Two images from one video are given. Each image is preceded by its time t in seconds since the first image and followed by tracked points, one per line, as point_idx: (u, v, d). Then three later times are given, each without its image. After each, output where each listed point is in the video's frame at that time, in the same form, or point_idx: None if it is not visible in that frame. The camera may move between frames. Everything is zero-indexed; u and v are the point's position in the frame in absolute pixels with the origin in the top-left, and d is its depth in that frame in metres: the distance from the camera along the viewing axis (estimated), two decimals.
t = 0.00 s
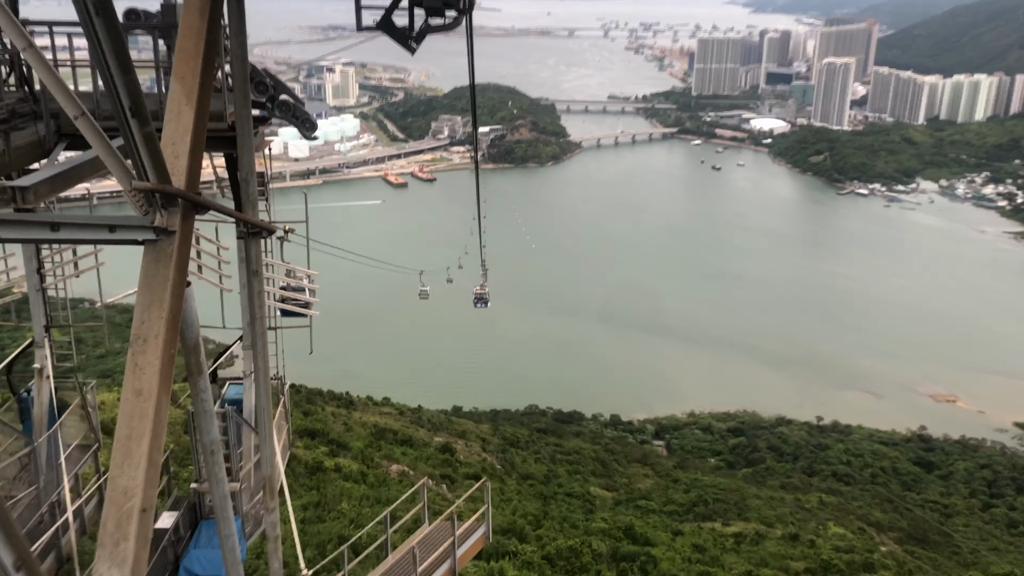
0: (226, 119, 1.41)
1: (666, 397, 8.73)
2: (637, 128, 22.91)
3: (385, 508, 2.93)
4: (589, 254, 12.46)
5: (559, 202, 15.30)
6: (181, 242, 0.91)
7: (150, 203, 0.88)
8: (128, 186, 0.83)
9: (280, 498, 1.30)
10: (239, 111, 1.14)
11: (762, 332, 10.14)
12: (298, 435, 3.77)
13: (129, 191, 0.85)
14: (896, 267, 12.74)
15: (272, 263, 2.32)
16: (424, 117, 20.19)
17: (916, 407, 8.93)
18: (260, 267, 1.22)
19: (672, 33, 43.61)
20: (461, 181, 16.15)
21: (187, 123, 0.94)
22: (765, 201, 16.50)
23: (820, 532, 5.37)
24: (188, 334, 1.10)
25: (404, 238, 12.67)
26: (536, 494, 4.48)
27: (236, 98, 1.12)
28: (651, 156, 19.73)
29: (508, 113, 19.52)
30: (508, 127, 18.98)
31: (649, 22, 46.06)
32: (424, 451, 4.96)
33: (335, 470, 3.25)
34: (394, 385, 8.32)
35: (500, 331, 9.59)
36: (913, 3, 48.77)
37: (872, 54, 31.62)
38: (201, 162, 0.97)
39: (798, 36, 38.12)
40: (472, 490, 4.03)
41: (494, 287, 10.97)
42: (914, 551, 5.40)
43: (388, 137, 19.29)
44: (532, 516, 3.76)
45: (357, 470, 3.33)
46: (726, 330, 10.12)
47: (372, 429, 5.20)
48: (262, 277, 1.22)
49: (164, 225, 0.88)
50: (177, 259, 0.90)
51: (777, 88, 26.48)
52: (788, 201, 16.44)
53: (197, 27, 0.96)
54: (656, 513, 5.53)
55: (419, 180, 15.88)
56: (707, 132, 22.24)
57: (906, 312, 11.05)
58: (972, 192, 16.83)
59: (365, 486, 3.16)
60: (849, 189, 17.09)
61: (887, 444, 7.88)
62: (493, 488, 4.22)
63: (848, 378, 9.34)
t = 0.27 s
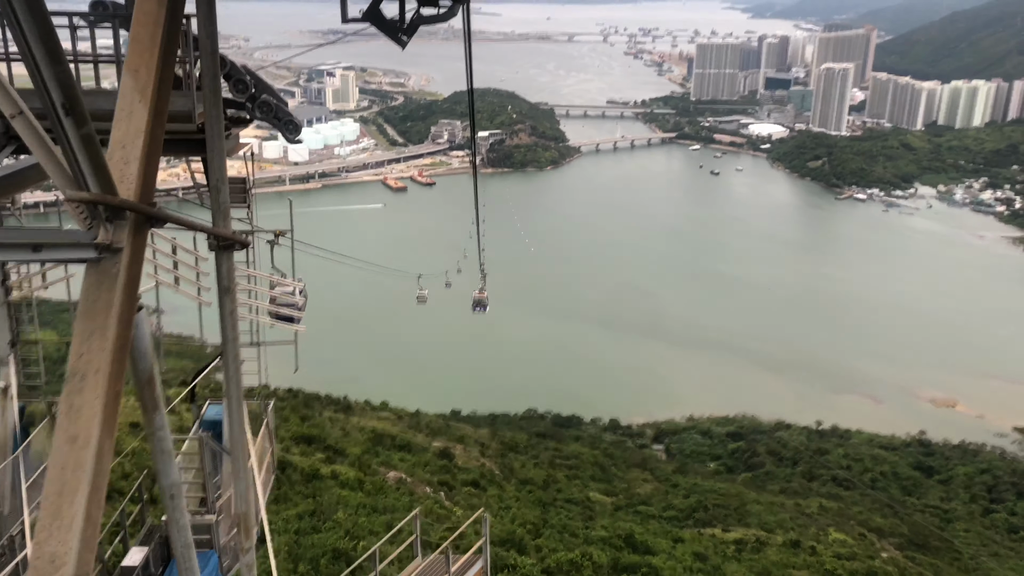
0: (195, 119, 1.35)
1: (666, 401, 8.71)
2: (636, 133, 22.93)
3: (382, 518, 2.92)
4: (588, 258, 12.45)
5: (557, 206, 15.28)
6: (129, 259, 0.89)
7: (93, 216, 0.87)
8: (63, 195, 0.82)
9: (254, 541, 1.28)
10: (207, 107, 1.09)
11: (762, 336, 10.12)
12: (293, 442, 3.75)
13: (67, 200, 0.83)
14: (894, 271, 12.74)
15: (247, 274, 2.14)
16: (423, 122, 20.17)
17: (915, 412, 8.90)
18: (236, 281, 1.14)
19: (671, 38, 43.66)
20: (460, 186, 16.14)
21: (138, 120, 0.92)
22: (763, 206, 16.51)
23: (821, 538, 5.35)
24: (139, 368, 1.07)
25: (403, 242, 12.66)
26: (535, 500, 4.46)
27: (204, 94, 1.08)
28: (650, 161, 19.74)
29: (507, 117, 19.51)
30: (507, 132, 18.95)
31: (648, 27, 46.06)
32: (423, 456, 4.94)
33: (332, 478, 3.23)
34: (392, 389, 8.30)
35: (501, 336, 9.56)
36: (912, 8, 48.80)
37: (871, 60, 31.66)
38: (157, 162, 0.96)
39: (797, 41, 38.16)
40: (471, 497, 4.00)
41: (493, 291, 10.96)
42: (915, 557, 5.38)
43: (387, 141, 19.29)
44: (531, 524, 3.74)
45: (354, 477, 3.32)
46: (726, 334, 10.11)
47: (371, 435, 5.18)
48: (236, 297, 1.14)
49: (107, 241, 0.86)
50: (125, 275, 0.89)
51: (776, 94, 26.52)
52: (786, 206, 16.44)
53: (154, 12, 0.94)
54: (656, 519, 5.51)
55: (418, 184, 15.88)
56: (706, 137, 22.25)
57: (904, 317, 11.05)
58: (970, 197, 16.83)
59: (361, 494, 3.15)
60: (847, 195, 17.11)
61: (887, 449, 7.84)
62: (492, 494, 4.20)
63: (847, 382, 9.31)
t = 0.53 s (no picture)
0: (155, 115, 1.13)
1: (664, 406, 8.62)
2: (635, 136, 22.89)
3: (378, 527, 2.83)
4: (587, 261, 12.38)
5: (556, 210, 15.21)
6: (56, 277, 0.73)
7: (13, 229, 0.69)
8: None
9: None
10: (168, 102, 0.99)
11: (760, 341, 10.04)
12: (287, 449, 3.66)
13: None
14: (893, 276, 12.67)
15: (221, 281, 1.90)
16: (422, 125, 20.10)
17: (914, 418, 8.83)
18: (203, 302, 1.06)
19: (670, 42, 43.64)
20: (459, 189, 16.07)
21: (74, 114, 0.75)
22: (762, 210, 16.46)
23: (821, 547, 5.28)
24: (76, 410, 0.91)
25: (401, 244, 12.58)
26: (533, 508, 4.39)
27: (165, 95, 0.98)
28: (649, 165, 19.69)
29: (506, 121, 19.43)
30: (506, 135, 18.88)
31: (647, 31, 46.03)
32: (419, 463, 4.86)
33: (327, 486, 3.14)
34: (388, 393, 8.22)
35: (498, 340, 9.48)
36: (909, 14, 48.84)
37: (869, 65, 31.68)
38: (101, 168, 0.80)
39: (796, 46, 38.16)
40: (468, 506, 3.92)
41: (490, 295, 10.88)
42: (916, 566, 5.30)
43: (385, 144, 19.23)
44: (529, 533, 3.66)
45: (349, 486, 3.23)
46: (724, 339, 10.04)
47: (366, 440, 5.10)
48: (201, 316, 1.05)
49: (27, 258, 0.69)
50: (50, 300, 0.72)
51: (775, 98, 26.51)
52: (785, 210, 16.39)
53: None
54: (655, 527, 5.43)
55: (417, 187, 15.81)
56: (705, 141, 22.20)
57: (903, 322, 10.97)
58: (969, 202, 16.78)
59: (357, 504, 3.05)
60: (847, 199, 17.06)
61: (887, 455, 7.76)
62: (490, 503, 4.12)
63: (847, 388, 9.24)
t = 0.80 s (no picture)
0: (104, 109, 0.98)
1: (664, 411, 8.57)
2: (635, 141, 22.87)
3: (376, 537, 2.79)
4: (587, 266, 12.36)
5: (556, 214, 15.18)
6: None
7: None
8: None
9: None
10: (123, 106, 0.87)
11: (761, 347, 9.99)
12: (285, 456, 3.62)
13: None
14: (894, 281, 12.63)
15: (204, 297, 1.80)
16: (422, 129, 20.08)
17: (915, 423, 8.77)
18: (160, 319, 0.93)
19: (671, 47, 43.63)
20: (459, 193, 16.04)
21: None
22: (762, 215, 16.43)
23: (822, 553, 5.23)
24: None
25: (401, 248, 12.55)
26: (533, 515, 4.34)
27: (117, 82, 0.87)
28: (649, 170, 19.66)
29: (507, 125, 19.41)
30: (506, 139, 18.86)
31: (647, 36, 46.04)
32: (417, 469, 4.81)
33: (324, 495, 3.11)
34: (387, 397, 8.17)
35: (498, 345, 9.43)
36: (909, 19, 48.86)
37: (870, 70, 31.68)
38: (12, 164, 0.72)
39: (796, 51, 38.17)
40: (468, 514, 3.88)
41: (490, 300, 10.84)
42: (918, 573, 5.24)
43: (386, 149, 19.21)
44: (528, 542, 3.62)
45: (347, 494, 3.19)
46: (724, 344, 9.99)
47: (365, 446, 5.06)
48: (158, 338, 0.91)
49: None
50: None
51: (775, 103, 26.51)
52: (786, 215, 16.35)
53: None
54: (655, 534, 5.38)
55: (417, 192, 15.79)
56: (705, 146, 22.18)
57: (904, 327, 10.92)
58: (970, 207, 16.74)
59: (355, 512, 3.01)
60: (847, 204, 17.03)
61: (887, 461, 7.69)
62: (489, 510, 4.07)
63: (847, 393, 9.19)
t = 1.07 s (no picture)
0: (36, 94, 0.94)
1: (664, 415, 8.53)
2: (635, 145, 22.85)
3: (374, 546, 2.76)
4: (587, 270, 12.33)
5: (556, 218, 15.16)
6: None
7: None
8: None
9: None
10: (57, 92, 0.87)
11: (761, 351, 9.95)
12: (282, 462, 3.58)
13: None
14: (894, 285, 12.60)
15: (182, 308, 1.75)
16: (422, 132, 20.06)
17: (916, 427, 8.73)
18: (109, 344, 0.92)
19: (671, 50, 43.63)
20: (459, 196, 16.02)
21: None
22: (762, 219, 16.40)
23: (823, 558, 5.20)
24: None
25: (400, 252, 12.52)
26: (532, 521, 4.31)
27: (48, 63, 0.86)
28: (649, 173, 19.64)
29: (507, 128, 19.39)
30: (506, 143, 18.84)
31: (648, 39, 46.03)
32: (416, 475, 4.77)
33: (322, 501, 3.08)
34: (386, 402, 8.13)
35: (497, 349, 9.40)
36: (908, 23, 48.88)
37: (870, 74, 31.68)
38: None
39: (796, 55, 38.17)
40: (467, 521, 3.85)
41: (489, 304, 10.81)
42: None
43: (385, 152, 19.19)
44: (526, 549, 3.59)
45: (344, 501, 3.16)
46: (724, 348, 9.96)
47: (364, 452, 5.02)
48: (103, 363, 0.90)
49: None
50: None
51: (775, 107, 26.49)
52: (786, 218, 16.33)
53: None
54: (655, 539, 5.33)
55: (417, 195, 15.76)
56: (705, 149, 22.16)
57: (904, 331, 10.89)
58: (970, 211, 16.72)
59: (352, 520, 2.99)
60: (848, 208, 17.01)
61: (887, 465, 7.63)
62: (489, 517, 4.04)
63: (848, 397, 9.14)
